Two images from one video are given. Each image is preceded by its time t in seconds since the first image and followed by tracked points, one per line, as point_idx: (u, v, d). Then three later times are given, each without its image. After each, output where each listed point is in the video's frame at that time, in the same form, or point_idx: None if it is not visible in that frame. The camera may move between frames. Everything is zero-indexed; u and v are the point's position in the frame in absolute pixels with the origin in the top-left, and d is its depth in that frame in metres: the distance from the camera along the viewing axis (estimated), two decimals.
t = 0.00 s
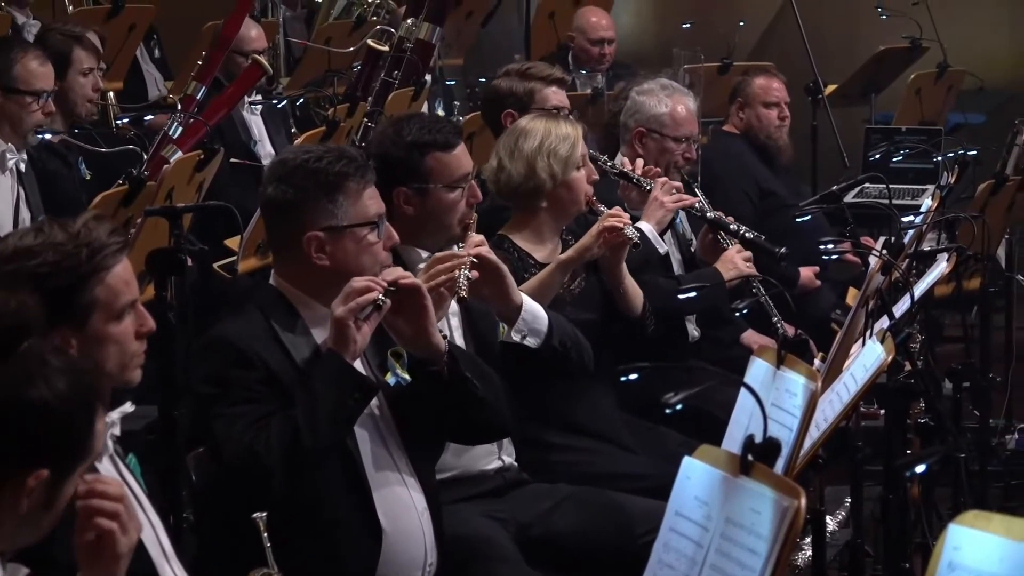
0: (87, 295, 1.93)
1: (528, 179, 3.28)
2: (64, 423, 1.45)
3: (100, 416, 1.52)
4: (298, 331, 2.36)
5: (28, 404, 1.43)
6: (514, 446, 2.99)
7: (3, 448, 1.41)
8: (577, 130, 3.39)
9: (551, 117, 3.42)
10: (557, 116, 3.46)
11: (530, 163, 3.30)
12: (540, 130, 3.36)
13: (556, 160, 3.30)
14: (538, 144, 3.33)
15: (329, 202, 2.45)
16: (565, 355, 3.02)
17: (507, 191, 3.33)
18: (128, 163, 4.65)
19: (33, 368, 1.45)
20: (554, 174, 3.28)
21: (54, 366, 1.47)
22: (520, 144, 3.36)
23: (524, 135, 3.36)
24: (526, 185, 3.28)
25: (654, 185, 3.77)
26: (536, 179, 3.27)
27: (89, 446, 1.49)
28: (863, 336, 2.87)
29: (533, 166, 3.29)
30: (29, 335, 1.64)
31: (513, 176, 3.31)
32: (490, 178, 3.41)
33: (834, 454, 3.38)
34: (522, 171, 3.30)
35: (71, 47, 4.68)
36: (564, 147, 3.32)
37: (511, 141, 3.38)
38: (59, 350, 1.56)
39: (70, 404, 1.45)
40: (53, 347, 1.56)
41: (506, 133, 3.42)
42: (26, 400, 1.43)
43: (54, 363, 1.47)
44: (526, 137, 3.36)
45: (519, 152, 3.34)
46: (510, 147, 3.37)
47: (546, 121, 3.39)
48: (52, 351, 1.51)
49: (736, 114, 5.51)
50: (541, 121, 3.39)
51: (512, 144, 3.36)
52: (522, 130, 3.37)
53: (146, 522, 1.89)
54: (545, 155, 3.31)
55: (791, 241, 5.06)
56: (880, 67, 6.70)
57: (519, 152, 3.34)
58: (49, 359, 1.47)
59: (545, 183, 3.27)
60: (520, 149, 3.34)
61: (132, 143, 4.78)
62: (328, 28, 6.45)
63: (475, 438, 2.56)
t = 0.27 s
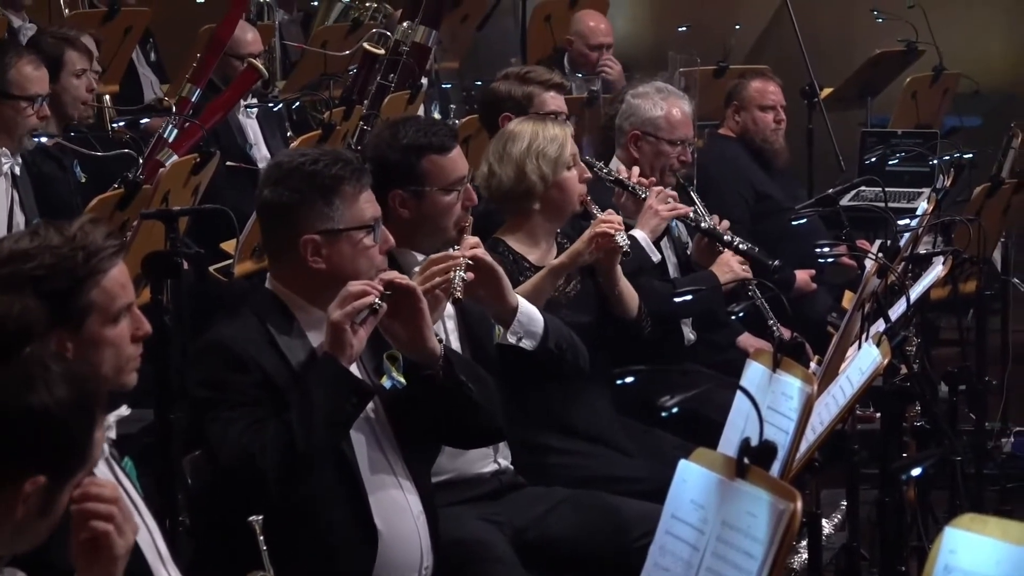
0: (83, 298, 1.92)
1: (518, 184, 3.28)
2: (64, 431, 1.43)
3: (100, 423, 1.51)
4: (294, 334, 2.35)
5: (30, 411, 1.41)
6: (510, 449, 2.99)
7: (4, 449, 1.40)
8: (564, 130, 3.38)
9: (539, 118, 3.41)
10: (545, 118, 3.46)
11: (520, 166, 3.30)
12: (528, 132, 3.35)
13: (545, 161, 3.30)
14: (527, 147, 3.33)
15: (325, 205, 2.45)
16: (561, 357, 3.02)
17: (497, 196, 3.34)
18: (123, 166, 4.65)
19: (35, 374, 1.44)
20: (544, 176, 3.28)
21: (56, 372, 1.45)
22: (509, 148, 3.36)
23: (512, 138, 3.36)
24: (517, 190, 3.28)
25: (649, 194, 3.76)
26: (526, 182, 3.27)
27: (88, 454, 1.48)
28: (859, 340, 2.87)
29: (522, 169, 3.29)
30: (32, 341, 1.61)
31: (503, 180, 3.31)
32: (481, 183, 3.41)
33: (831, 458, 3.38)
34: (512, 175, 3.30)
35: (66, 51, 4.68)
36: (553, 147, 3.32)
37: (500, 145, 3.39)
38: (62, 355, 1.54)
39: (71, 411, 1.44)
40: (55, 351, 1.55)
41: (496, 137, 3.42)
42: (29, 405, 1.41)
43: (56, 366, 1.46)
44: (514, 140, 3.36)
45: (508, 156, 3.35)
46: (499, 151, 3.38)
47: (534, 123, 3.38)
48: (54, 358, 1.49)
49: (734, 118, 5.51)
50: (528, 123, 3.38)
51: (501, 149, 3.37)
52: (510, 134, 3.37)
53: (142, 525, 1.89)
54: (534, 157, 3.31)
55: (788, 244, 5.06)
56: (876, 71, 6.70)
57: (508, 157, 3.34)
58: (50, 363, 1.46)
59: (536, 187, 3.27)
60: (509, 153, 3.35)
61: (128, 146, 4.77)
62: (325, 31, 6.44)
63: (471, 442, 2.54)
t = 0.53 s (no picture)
0: (81, 301, 1.92)
1: (511, 188, 3.28)
2: (62, 438, 1.43)
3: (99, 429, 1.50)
4: (290, 341, 2.35)
5: (26, 415, 1.41)
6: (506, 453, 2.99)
7: (4, 449, 1.40)
8: (556, 133, 3.38)
9: (530, 122, 3.41)
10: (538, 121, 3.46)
11: (512, 171, 3.30)
12: (519, 136, 3.36)
13: (537, 165, 3.31)
14: (519, 150, 3.33)
15: (328, 211, 2.44)
16: (557, 362, 3.02)
17: (491, 201, 3.34)
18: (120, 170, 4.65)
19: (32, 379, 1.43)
20: (537, 179, 3.28)
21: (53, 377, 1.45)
22: (502, 152, 3.37)
23: (504, 142, 3.37)
24: (508, 196, 3.28)
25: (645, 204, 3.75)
26: (519, 187, 3.27)
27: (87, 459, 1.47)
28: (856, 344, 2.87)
29: (514, 173, 3.30)
30: (33, 344, 1.60)
31: (496, 186, 3.31)
32: (475, 188, 3.43)
33: (827, 461, 3.38)
34: (504, 180, 3.30)
35: (62, 54, 4.68)
36: (545, 150, 3.32)
37: (493, 149, 3.40)
38: (62, 361, 1.53)
39: (69, 416, 1.43)
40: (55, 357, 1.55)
41: (489, 141, 3.44)
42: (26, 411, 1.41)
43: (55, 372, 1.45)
44: (507, 144, 3.37)
45: (501, 160, 3.36)
46: (492, 156, 3.39)
47: (526, 126, 3.38)
48: (54, 363, 1.49)
49: (733, 122, 5.52)
50: (520, 127, 3.38)
51: (494, 153, 3.38)
52: (503, 138, 3.38)
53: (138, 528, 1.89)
54: (526, 162, 3.31)
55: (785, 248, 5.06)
56: (873, 74, 6.71)
57: (501, 161, 3.35)
58: (50, 369, 1.45)
59: (529, 191, 3.27)
60: (502, 157, 3.36)
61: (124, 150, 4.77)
62: (322, 35, 6.44)
63: (467, 448, 2.54)
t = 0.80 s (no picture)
0: (76, 304, 1.91)
1: (509, 189, 3.28)
2: (59, 441, 1.42)
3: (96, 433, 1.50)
4: (287, 344, 2.34)
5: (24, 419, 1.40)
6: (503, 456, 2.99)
7: (4, 449, 1.40)
8: (552, 135, 3.38)
9: (526, 125, 3.41)
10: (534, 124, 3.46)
11: (509, 172, 3.30)
12: (516, 139, 3.36)
13: (534, 166, 3.30)
14: (515, 152, 3.33)
15: (321, 214, 2.44)
16: (554, 364, 3.03)
17: (488, 203, 3.34)
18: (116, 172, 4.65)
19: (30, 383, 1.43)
20: (534, 180, 3.28)
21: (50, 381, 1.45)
22: (498, 153, 3.36)
23: (500, 144, 3.37)
24: (506, 196, 3.28)
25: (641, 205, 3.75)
26: (515, 188, 3.27)
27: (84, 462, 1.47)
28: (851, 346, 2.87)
29: (511, 174, 3.30)
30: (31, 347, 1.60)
31: (494, 187, 3.31)
32: (470, 190, 3.42)
33: (824, 465, 3.38)
34: (501, 181, 3.30)
35: (58, 57, 4.67)
36: (542, 152, 3.33)
37: (489, 151, 3.40)
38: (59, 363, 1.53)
39: (66, 419, 1.43)
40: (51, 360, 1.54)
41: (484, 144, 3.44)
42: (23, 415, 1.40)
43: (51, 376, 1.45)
44: (502, 146, 3.36)
45: (497, 161, 3.36)
46: (488, 158, 3.39)
47: (522, 129, 3.38)
48: (52, 367, 1.49)
49: (730, 125, 5.52)
50: (516, 129, 3.39)
51: (490, 155, 3.38)
52: (498, 140, 3.38)
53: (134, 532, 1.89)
54: (524, 163, 3.31)
55: (781, 251, 5.07)
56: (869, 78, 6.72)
57: (497, 163, 3.35)
58: (47, 373, 1.45)
59: (527, 191, 3.27)
60: (498, 159, 3.35)
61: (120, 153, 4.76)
62: (319, 38, 6.45)
63: (463, 450, 2.54)
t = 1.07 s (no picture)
0: (73, 306, 1.91)
1: (509, 187, 3.28)
2: (58, 442, 1.42)
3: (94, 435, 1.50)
4: (284, 346, 2.34)
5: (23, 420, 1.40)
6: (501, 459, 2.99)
7: (3, 450, 1.40)
8: (552, 138, 3.39)
9: (525, 127, 3.42)
10: (532, 126, 3.46)
11: (507, 172, 3.30)
12: (515, 140, 3.36)
13: (535, 166, 3.30)
14: (515, 152, 3.33)
15: (317, 215, 2.44)
16: (551, 366, 3.03)
17: (487, 203, 3.34)
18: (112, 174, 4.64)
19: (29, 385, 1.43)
20: (534, 180, 3.28)
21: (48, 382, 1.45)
22: (497, 154, 3.36)
23: (499, 145, 3.36)
24: (506, 195, 3.28)
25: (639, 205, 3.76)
26: (515, 187, 3.28)
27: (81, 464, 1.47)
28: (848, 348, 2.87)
29: (511, 173, 3.30)
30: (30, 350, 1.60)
31: (493, 186, 3.31)
32: (468, 190, 3.42)
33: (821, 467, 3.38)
34: (501, 180, 3.30)
35: (54, 60, 4.67)
36: (541, 152, 3.33)
37: (487, 152, 3.39)
38: (56, 366, 1.53)
39: (65, 420, 1.43)
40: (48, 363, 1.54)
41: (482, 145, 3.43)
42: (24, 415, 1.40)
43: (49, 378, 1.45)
44: (501, 147, 3.36)
45: (496, 161, 3.35)
46: (487, 158, 3.38)
47: (521, 131, 3.38)
48: (50, 369, 1.49)
49: (727, 127, 5.53)
50: (515, 132, 3.38)
51: (489, 156, 3.37)
52: (497, 141, 3.37)
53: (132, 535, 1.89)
54: (522, 163, 3.31)
55: (778, 253, 5.07)
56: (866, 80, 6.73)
57: (497, 162, 3.34)
58: (44, 375, 1.45)
59: (526, 191, 3.27)
60: (497, 159, 3.35)
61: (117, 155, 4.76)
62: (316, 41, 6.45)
63: (459, 450, 2.54)
